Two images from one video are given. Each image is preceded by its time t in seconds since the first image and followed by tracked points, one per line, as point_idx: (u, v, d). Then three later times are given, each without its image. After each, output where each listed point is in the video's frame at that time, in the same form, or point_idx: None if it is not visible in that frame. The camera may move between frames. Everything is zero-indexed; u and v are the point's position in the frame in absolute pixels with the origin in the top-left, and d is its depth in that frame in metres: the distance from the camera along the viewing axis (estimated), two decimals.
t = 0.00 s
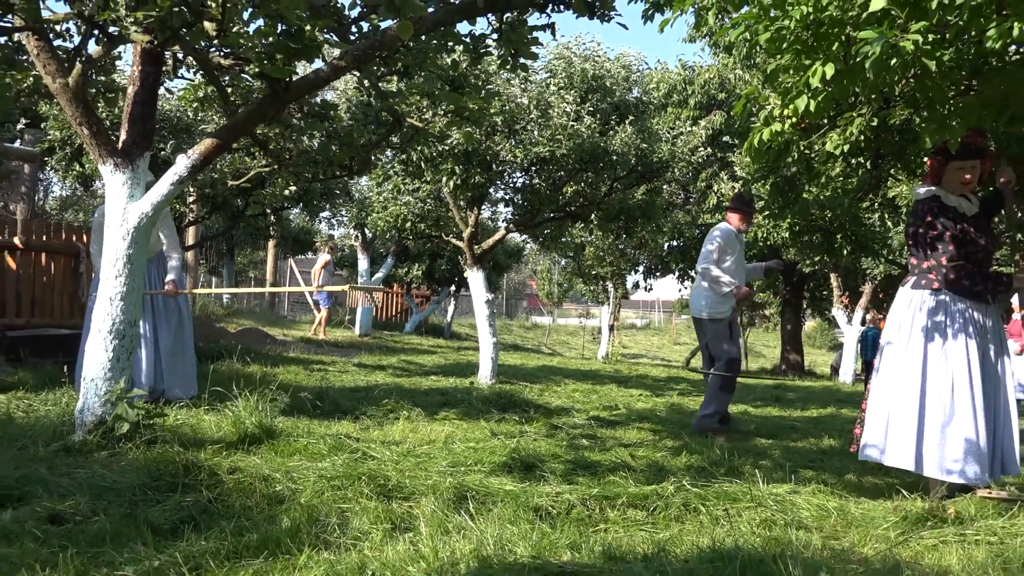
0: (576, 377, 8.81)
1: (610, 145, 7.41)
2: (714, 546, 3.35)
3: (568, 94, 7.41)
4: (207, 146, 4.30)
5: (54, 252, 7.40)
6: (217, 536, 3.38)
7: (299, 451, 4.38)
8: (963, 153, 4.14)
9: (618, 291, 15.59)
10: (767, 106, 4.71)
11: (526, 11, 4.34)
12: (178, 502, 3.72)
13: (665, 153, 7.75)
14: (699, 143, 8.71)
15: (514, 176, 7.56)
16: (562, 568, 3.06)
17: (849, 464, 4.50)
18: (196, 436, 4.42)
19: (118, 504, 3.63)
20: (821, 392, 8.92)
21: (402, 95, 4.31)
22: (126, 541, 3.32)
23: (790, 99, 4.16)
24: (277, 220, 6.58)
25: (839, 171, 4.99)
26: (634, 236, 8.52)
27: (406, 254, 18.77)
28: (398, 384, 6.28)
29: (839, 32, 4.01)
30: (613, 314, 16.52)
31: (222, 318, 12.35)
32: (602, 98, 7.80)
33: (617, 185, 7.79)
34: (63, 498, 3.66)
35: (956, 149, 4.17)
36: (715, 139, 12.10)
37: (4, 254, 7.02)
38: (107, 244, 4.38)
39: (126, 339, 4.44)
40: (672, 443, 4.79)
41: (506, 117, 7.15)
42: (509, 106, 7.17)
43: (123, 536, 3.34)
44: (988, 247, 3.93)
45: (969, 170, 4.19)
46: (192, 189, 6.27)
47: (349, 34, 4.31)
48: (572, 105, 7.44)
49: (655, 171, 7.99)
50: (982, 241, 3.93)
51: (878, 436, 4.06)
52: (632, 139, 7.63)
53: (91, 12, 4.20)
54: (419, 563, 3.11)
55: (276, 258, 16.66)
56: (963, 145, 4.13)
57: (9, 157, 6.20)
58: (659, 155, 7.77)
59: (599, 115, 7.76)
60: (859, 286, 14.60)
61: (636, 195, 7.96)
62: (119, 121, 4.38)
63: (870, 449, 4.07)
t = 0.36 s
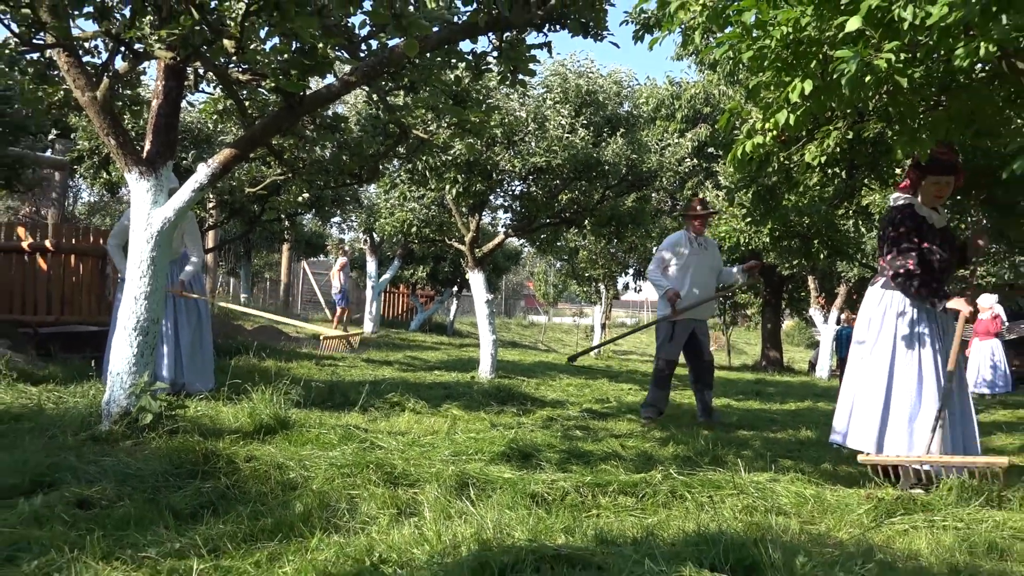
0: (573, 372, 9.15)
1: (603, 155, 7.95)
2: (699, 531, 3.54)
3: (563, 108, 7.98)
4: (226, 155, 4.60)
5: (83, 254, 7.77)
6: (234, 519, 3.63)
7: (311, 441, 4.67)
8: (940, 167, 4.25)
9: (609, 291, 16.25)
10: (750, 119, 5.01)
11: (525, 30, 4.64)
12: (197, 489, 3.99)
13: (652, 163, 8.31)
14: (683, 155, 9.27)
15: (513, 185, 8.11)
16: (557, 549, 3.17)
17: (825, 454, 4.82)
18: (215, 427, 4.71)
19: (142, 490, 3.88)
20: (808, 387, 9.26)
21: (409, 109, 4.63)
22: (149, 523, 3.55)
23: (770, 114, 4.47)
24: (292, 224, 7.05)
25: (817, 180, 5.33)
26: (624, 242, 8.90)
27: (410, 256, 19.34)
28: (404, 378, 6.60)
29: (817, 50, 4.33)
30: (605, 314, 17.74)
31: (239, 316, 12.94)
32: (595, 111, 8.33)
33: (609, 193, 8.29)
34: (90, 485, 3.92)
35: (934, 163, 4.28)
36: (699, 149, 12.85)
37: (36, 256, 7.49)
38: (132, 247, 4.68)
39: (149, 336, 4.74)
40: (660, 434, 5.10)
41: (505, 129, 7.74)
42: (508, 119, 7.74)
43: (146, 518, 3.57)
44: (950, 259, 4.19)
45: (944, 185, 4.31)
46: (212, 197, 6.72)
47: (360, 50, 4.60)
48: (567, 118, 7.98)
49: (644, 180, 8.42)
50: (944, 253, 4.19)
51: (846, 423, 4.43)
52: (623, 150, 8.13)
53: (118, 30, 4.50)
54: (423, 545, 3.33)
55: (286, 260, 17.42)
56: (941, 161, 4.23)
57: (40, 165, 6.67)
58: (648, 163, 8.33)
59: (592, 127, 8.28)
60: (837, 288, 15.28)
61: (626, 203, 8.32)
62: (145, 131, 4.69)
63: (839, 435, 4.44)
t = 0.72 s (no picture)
0: (572, 367, 9.52)
1: (596, 164, 8.53)
2: (685, 515, 3.67)
3: (559, 120, 8.57)
4: (244, 165, 4.92)
5: (112, 257, 8.25)
6: (252, 505, 3.80)
7: (324, 432, 4.96)
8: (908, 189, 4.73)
9: (604, 291, 16.92)
10: (733, 130, 5.35)
11: (523, 48, 4.95)
12: (218, 477, 4.20)
13: (643, 171, 8.87)
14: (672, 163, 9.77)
15: (513, 192, 8.72)
16: (554, 533, 3.30)
17: (803, 442, 5.15)
18: (234, 418, 4.99)
19: (165, 478, 4.09)
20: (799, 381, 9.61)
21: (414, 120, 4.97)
22: (172, 508, 3.73)
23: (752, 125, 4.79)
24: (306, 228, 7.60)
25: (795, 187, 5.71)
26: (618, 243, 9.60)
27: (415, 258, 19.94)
28: (411, 372, 6.94)
29: (796, 67, 4.61)
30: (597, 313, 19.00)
31: (258, 313, 13.49)
32: (589, 125, 8.93)
33: (602, 200, 8.85)
34: (117, 472, 4.12)
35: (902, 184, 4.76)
36: (688, 158, 13.51)
37: (68, 258, 8.00)
38: (157, 250, 5.00)
39: (173, 333, 5.06)
40: (649, 424, 5.44)
41: (505, 140, 8.38)
42: (508, 131, 8.37)
43: (170, 504, 3.75)
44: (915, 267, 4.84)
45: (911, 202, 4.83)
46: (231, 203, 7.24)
47: (368, 67, 4.88)
48: (562, 130, 8.58)
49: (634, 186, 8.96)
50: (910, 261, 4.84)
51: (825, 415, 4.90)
52: (615, 160, 8.66)
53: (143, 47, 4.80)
54: (429, 529, 3.42)
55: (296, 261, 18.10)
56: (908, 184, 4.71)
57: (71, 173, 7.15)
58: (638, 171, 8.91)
59: (586, 139, 8.91)
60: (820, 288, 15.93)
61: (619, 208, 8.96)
62: (169, 142, 5.04)
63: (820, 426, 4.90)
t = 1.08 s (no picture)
0: (570, 363, 9.77)
1: (591, 168, 8.87)
2: (677, 503, 3.59)
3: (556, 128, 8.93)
4: (256, 170, 5.15)
5: (129, 258, 8.52)
6: (263, 494, 3.79)
7: (332, 424, 5.06)
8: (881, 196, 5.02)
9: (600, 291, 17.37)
10: (722, 136, 5.60)
11: (522, 57, 5.19)
12: (230, 467, 4.14)
13: (636, 175, 9.21)
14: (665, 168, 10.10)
15: (512, 196, 9.07)
16: (551, 521, 3.39)
17: (791, 434, 5.36)
18: (246, 411, 5.15)
19: (181, 468, 4.04)
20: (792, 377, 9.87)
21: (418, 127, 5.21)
22: (187, 497, 3.70)
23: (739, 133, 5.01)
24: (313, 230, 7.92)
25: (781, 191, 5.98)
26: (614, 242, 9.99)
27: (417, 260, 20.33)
28: (415, 368, 7.17)
29: (783, 76, 4.72)
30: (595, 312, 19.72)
31: (269, 311, 13.83)
32: (585, 131, 9.49)
33: (598, 203, 9.18)
34: (134, 464, 4.05)
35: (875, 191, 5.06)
36: (680, 162, 13.91)
37: (87, 259, 8.23)
38: (172, 252, 5.21)
39: (187, 331, 5.24)
40: (642, 417, 5.67)
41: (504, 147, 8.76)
42: (507, 138, 8.75)
43: (185, 493, 3.72)
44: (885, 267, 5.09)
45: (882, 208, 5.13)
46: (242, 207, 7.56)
47: (374, 76, 5.11)
48: (559, 137, 8.95)
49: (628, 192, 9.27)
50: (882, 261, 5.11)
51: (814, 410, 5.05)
52: (610, 165, 9.00)
53: (158, 57, 4.97)
54: (431, 517, 3.50)
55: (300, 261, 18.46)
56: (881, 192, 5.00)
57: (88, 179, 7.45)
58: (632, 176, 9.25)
59: (582, 144, 9.41)
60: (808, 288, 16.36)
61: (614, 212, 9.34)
62: (184, 148, 5.28)
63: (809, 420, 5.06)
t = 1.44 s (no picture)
0: (570, 361, 9.79)
1: (591, 167, 8.88)
2: (677, 501, 3.61)
3: (555, 127, 8.95)
4: (254, 168, 5.15)
5: (127, 256, 8.45)
6: (262, 492, 3.80)
7: (331, 422, 5.04)
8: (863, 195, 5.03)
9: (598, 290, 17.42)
10: (721, 135, 5.61)
11: (521, 56, 5.20)
12: (229, 464, 4.15)
13: (636, 174, 9.22)
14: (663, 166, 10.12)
15: (511, 195, 9.12)
16: (549, 519, 3.40)
17: (788, 433, 5.37)
18: (244, 408, 5.14)
19: (180, 466, 4.04)
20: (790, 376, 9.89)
21: (417, 125, 5.22)
22: (186, 495, 3.70)
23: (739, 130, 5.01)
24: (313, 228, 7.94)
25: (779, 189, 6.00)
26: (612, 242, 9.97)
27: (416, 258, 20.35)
28: (414, 366, 7.18)
29: (782, 75, 4.71)
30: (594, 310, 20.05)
31: (267, 310, 13.84)
32: (584, 130, 9.49)
33: (597, 202, 9.20)
34: (133, 460, 4.07)
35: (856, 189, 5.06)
36: (680, 162, 13.92)
37: (86, 257, 8.24)
38: (171, 250, 5.19)
39: (186, 328, 5.22)
40: (641, 416, 5.67)
41: (503, 145, 8.80)
42: (507, 137, 8.79)
43: (183, 491, 3.72)
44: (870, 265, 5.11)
45: (865, 204, 5.13)
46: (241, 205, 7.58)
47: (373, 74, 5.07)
48: (559, 136, 8.97)
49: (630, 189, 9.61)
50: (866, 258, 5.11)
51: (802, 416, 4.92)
52: (609, 164, 9.01)
53: (157, 55, 4.94)
54: (430, 516, 3.50)
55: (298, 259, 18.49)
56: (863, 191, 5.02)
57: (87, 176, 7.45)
58: (631, 175, 9.28)
59: (581, 143, 9.42)
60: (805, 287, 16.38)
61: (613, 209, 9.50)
62: (183, 145, 5.28)
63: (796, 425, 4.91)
